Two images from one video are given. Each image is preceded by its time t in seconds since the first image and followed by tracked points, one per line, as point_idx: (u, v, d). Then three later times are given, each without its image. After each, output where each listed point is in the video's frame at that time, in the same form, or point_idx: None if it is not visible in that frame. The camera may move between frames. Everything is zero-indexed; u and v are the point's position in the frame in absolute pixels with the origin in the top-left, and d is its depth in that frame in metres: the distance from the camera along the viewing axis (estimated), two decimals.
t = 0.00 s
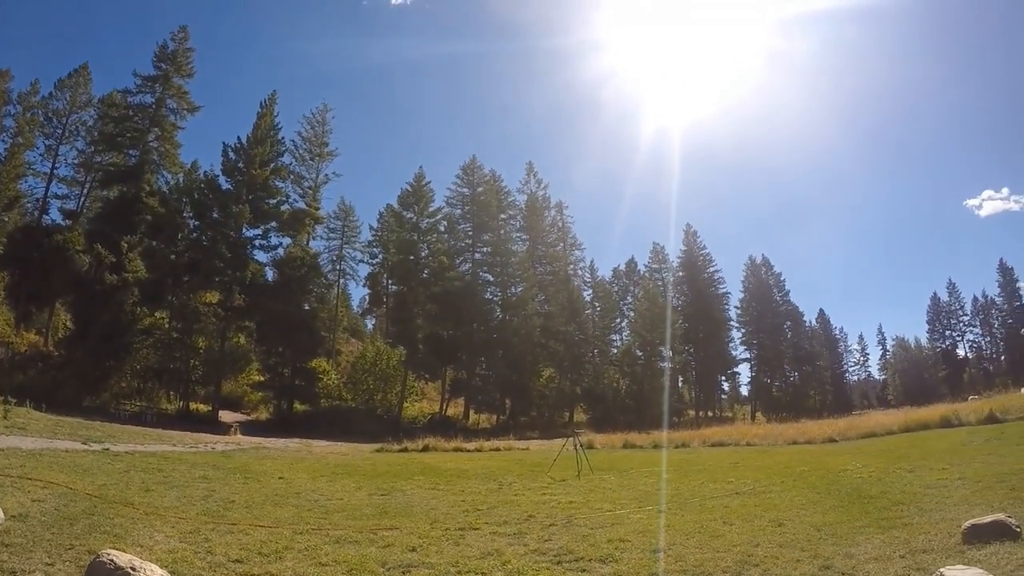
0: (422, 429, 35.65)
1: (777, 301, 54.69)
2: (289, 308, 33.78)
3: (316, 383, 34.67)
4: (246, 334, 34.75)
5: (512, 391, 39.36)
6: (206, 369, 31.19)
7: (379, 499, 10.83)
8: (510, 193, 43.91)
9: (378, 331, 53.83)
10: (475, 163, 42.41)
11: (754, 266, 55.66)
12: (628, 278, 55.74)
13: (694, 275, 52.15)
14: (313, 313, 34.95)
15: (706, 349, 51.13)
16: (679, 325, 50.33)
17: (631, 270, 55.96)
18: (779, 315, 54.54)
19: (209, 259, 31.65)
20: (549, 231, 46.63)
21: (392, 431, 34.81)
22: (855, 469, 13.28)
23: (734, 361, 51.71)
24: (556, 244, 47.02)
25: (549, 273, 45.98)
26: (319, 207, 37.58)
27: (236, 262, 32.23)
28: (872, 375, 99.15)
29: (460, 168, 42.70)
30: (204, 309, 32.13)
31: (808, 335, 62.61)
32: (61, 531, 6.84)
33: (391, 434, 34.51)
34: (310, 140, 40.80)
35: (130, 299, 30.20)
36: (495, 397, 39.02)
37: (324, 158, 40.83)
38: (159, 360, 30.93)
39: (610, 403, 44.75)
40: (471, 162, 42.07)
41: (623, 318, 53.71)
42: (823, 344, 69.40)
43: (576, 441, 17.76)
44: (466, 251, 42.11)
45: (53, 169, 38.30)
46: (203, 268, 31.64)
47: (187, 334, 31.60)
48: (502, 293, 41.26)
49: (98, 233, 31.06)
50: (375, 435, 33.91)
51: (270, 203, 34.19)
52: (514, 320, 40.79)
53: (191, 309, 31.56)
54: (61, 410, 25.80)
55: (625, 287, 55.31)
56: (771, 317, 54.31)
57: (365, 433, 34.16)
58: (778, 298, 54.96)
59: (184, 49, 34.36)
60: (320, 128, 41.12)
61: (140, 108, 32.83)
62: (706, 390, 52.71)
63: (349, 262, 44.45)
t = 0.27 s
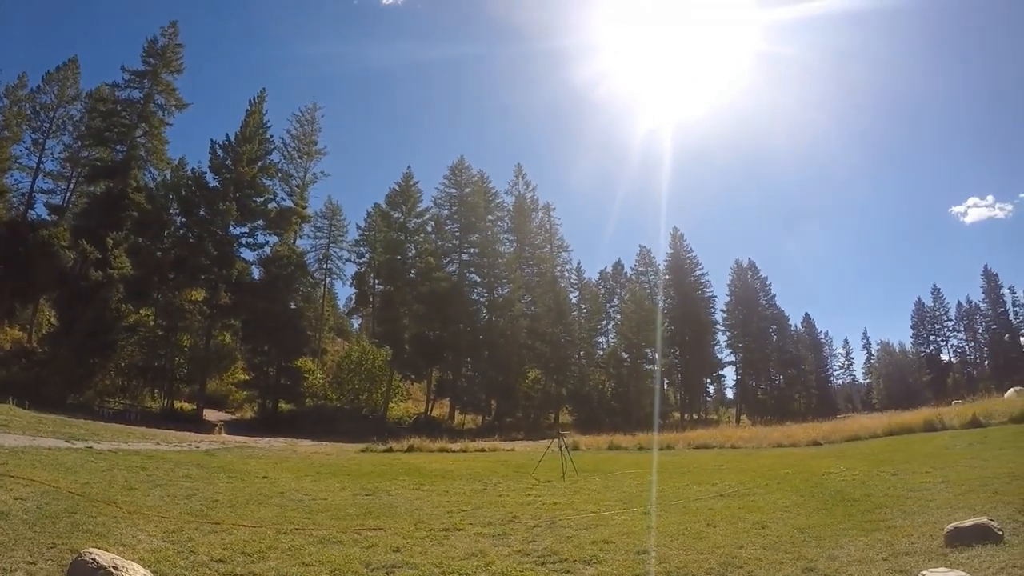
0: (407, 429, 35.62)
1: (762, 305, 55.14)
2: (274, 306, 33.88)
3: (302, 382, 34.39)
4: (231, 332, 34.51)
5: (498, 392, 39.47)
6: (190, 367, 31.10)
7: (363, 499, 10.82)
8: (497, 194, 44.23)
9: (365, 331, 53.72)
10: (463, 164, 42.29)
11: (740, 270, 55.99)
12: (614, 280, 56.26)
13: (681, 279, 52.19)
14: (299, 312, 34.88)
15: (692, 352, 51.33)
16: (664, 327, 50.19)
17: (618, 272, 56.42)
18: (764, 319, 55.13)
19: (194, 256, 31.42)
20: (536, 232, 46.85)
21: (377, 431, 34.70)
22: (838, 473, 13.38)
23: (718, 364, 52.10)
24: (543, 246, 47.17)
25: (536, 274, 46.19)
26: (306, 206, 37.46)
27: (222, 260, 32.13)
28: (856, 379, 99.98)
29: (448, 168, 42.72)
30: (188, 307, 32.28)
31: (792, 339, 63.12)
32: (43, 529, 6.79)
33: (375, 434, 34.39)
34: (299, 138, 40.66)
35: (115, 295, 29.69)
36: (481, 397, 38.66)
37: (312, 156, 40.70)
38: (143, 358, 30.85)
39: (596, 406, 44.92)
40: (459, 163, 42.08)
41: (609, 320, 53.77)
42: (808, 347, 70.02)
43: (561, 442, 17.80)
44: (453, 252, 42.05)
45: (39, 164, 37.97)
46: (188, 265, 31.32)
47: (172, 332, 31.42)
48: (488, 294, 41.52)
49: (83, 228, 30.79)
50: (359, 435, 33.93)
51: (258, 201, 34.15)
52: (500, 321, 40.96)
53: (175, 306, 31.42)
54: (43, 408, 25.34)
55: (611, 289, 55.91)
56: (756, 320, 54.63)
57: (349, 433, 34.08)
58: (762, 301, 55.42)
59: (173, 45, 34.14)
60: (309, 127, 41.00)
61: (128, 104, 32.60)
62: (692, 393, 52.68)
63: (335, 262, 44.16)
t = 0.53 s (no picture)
0: (391, 430, 35.61)
1: (747, 310, 55.55)
2: (259, 305, 33.67)
3: (286, 381, 34.39)
4: (215, 330, 34.17)
5: (482, 394, 39.54)
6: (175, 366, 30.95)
7: (346, 500, 10.80)
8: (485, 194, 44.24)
9: (350, 331, 53.59)
10: (451, 164, 42.47)
11: (726, 275, 56.40)
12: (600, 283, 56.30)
13: (666, 282, 52.83)
14: (284, 311, 34.76)
15: (678, 355, 51.21)
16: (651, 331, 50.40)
17: (604, 275, 56.53)
18: (749, 323, 55.55)
19: (180, 252, 31.13)
20: (523, 234, 46.90)
21: (360, 431, 34.67)
22: (821, 477, 13.47)
23: (703, 367, 51.84)
24: (530, 248, 47.24)
25: (522, 276, 46.07)
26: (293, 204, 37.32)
27: (207, 258, 31.71)
28: (840, 384, 100.72)
29: (436, 169, 42.72)
30: (173, 305, 32.06)
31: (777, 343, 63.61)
32: (22, 528, 6.72)
33: (360, 434, 34.36)
34: (287, 136, 40.53)
35: (99, 292, 29.34)
36: (465, 400, 39.06)
37: (300, 154, 40.56)
38: (127, 355, 30.94)
39: (579, 408, 45.03)
40: (447, 163, 42.09)
41: (595, 322, 53.83)
42: (792, 352, 70.62)
43: (546, 444, 17.84)
44: (439, 253, 41.95)
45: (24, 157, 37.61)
46: (173, 261, 31.00)
47: (156, 330, 31.40)
48: (474, 295, 41.55)
49: (68, 223, 30.47)
50: (343, 435, 33.93)
51: (245, 199, 34.00)
52: (486, 322, 41.10)
53: (160, 304, 31.35)
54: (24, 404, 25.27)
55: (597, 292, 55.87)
56: (741, 325, 55.05)
57: (333, 433, 33.98)
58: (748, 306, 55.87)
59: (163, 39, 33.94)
60: (298, 125, 40.90)
61: (116, 98, 32.38)
62: (676, 396, 52.11)
63: (322, 261, 44.14)
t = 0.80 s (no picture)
0: (378, 430, 35.57)
1: (734, 313, 55.78)
2: (247, 304, 33.51)
3: (273, 380, 34.35)
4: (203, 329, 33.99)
5: (470, 395, 39.52)
6: (161, 364, 30.81)
7: (333, 500, 10.77)
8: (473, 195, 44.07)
9: (338, 330, 53.42)
10: (441, 165, 42.23)
11: (714, 278, 56.49)
12: (589, 285, 55.87)
13: (655, 285, 52.86)
14: (272, 310, 34.62)
15: (666, 358, 51.53)
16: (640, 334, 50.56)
17: (593, 277, 56.21)
18: (737, 326, 55.67)
19: (168, 250, 31.03)
20: (512, 235, 46.68)
21: (347, 431, 34.58)
22: (807, 480, 13.53)
23: (691, 370, 52.27)
24: (519, 249, 47.16)
25: (511, 278, 45.88)
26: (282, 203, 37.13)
27: (196, 256, 31.75)
28: (826, 387, 101.17)
29: (425, 168, 42.42)
30: (161, 303, 31.83)
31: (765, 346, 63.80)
32: (5, 526, 6.67)
33: (347, 434, 34.28)
34: (277, 134, 40.37)
35: (87, 288, 29.34)
36: (453, 400, 39.17)
37: (290, 153, 40.42)
38: (113, 352, 31.01)
39: (566, 409, 45.75)
40: (437, 163, 41.89)
41: (583, 324, 53.82)
42: (780, 355, 71.03)
43: (533, 446, 17.83)
44: (428, 253, 41.91)
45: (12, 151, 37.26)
46: (161, 259, 30.93)
47: (144, 328, 31.18)
48: (463, 296, 41.69)
49: (55, 218, 30.11)
50: (330, 435, 33.84)
51: (233, 196, 33.83)
52: (474, 323, 41.25)
53: (147, 301, 31.05)
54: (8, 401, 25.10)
55: (586, 294, 55.35)
56: (729, 328, 55.24)
57: (320, 433, 33.84)
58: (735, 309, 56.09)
59: (154, 35, 33.74)
60: (288, 123, 40.73)
61: (105, 93, 32.18)
62: (664, 399, 52.49)
63: (310, 260, 43.99)
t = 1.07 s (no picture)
0: (362, 431, 35.50)
1: (720, 318, 55.91)
2: (232, 303, 33.40)
3: (257, 380, 34.05)
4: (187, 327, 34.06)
5: (455, 397, 39.49)
6: (146, 361, 30.40)
7: (316, 501, 10.74)
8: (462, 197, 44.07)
9: (324, 330, 53.22)
10: (430, 166, 42.16)
11: (700, 283, 56.78)
12: (575, 288, 56.13)
13: (640, 289, 53.51)
14: (258, 309, 34.49)
15: (650, 362, 52.09)
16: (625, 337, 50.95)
17: (580, 280, 56.27)
18: (723, 332, 55.81)
19: (154, 246, 30.78)
20: (500, 238, 46.59)
21: (331, 432, 34.43)
22: (790, 485, 13.63)
23: (675, 374, 52.61)
24: (507, 252, 47.08)
25: (498, 280, 45.78)
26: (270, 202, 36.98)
27: (182, 253, 31.54)
28: (811, 393, 101.61)
29: (414, 169, 42.30)
30: (145, 299, 31.35)
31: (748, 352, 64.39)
32: None
33: (331, 434, 34.17)
34: (266, 132, 40.24)
35: (71, 284, 29.38)
36: (437, 402, 39.20)
37: (279, 151, 40.30)
38: (97, 349, 30.06)
39: (551, 412, 45.57)
40: (426, 164, 41.93)
41: (569, 327, 53.94)
42: (764, 361, 71.61)
43: (516, 448, 17.87)
44: (415, 255, 41.90)
45: None
46: (147, 255, 30.60)
47: (128, 325, 30.59)
48: (449, 297, 41.55)
49: (41, 213, 30.18)
50: (315, 435, 33.62)
51: (220, 194, 33.72)
52: (461, 325, 41.00)
53: (132, 298, 30.66)
54: None
55: (572, 297, 55.68)
56: (715, 333, 55.34)
57: (305, 433, 33.60)
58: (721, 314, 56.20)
59: (145, 30, 33.55)
60: (277, 121, 40.61)
61: (94, 88, 31.99)
62: (648, 403, 52.78)
63: (297, 260, 43.86)
